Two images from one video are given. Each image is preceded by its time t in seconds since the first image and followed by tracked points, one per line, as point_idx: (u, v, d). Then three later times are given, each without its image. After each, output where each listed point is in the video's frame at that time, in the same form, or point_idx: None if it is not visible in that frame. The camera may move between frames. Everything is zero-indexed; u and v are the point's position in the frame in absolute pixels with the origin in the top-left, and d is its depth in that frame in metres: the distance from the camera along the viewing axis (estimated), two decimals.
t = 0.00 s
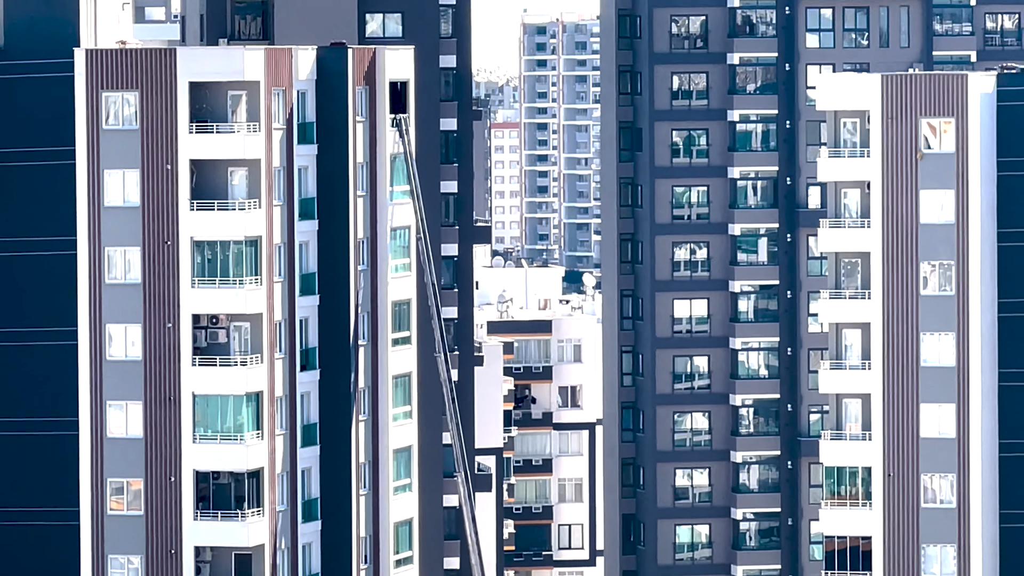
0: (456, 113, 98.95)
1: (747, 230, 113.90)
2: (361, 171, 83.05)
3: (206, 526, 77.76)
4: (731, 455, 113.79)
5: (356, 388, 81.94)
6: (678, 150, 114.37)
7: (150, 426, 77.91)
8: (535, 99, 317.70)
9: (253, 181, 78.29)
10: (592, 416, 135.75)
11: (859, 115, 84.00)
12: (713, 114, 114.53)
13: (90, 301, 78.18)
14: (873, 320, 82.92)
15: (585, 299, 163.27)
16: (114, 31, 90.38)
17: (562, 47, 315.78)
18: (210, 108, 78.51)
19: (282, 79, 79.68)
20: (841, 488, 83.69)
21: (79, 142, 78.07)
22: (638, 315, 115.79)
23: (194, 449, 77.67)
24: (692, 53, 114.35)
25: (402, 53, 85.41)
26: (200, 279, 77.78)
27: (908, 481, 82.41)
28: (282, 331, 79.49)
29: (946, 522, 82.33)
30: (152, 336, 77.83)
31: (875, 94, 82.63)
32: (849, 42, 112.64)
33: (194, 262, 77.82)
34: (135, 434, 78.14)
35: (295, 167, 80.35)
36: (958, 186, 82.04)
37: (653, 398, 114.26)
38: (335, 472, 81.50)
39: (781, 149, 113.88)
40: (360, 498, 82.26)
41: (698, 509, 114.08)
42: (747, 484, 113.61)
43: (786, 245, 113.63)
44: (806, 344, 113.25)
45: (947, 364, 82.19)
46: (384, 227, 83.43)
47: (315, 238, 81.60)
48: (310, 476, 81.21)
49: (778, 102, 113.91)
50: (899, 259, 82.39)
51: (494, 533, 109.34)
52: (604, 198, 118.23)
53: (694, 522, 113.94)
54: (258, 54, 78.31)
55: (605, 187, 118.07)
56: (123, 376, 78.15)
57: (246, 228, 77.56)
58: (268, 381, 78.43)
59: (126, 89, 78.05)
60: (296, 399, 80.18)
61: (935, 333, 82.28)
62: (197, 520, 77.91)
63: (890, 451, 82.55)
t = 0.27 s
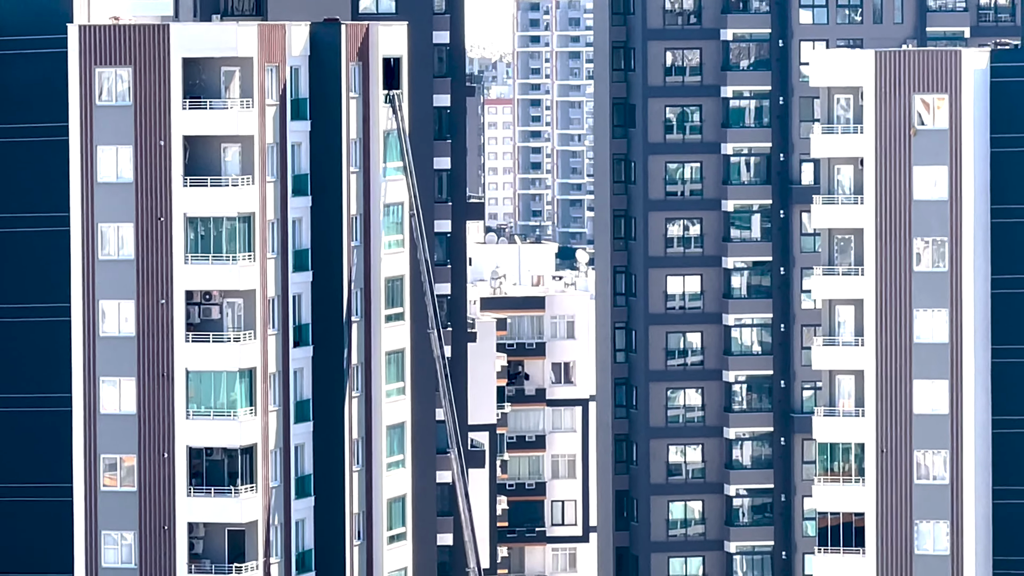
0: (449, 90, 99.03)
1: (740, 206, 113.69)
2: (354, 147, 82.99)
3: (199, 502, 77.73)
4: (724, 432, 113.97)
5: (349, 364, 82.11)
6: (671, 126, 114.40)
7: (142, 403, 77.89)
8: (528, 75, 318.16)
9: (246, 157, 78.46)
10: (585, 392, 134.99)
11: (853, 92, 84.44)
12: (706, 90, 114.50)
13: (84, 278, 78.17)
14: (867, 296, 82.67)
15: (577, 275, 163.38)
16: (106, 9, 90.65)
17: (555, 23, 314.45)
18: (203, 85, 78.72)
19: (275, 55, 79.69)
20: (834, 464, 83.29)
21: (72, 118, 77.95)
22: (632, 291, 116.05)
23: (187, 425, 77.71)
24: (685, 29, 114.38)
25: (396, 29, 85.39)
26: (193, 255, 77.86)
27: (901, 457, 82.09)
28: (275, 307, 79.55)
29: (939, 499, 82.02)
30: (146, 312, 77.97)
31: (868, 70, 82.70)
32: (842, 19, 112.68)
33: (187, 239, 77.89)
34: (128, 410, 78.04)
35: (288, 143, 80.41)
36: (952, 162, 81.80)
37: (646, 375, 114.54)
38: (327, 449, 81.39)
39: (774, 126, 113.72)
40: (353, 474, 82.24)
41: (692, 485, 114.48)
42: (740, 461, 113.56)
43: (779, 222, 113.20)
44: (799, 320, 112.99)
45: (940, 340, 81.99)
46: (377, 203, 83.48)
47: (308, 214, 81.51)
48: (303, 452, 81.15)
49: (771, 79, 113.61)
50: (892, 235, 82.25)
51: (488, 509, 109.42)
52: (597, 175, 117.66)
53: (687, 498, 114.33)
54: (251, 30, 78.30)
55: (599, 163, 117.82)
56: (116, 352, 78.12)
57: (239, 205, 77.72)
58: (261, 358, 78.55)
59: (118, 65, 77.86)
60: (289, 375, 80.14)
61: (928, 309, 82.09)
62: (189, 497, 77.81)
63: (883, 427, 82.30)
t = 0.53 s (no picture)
0: (445, 59, 98.33)
1: (736, 175, 113.69)
2: (351, 119, 85.51)
3: (195, 472, 78.17)
4: (721, 401, 113.96)
5: (344, 333, 84.11)
6: (668, 96, 114.22)
7: (139, 372, 78.45)
8: (525, 45, 320.22)
9: (242, 127, 78.80)
10: (581, 361, 134.24)
11: (849, 62, 83.90)
12: (703, 60, 114.39)
13: (80, 247, 78.58)
14: (863, 266, 82.25)
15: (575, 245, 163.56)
16: None
17: None
18: (200, 55, 78.76)
19: (271, 25, 80.21)
20: (830, 434, 82.96)
21: (69, 87, 78.30)
22: (628, 262, 115.86)
23: (184, 395, 78.23)
24: None
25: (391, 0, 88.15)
26: (189, 225, 78.23)
27: (897, 426, 81.73)
28: (271, 276, 80.16)
29: (935, 468, 81.67)
30: (142, 281, 78.39)
31: (865, 39, 82.26)
32: None
33: (183, 208, 78.21)
34: (125, 379, 78.61)
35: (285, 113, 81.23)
36: (948, 132, 81.31)
37: (642, 344, 114.61)
38: (323, 417, 83.49)
39: (770, 95, 113.56)
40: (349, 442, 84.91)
41: (689, 454, 114.35)
42: (736, 431, 113.71)
43: (776, 191, 113.32)
44: (795, 290, 113.21)
45: (936, 310, 81.51)
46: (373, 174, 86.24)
47: (304, 185, 83.25)
48: (299, 421, 82.92)
49: (767, 48, 113.50)
50: (888, 205, 81.69)
51: (483, 478, 109.48)
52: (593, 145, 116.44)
53: (683, 468, 114.19)
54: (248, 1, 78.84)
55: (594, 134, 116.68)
56: (113, 321, 78.62)
57: (235, 174, 77.92)
58: (257, 327, 79.02)
59: (114, 35, 77.97)
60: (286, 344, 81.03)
61: (925, 279, 81.57)
62: (186, 466, 78.30)
63: (879, 396, 81.87)
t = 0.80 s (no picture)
0: (444, 24, 97.82)
1: (735, 139, 113.60)
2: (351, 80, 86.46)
3: (194, 436, 78.27)
4: (719, 365, 113.99)
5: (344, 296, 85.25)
6: (666, 60, 114.20)
7: (138, 336, 78.58)
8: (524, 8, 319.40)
9: (241, 91, 78.86)
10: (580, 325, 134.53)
11: (848, 26, 83.60)
12: (702, 25, 114.25)
13: (79, 211, 78.61)
14: (861, 230, 81.93)
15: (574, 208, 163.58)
16: None
17: None
18: (198, 19, 79.07)
19: None
20: (829, 398, 83.09)
21: (67, 51, 78.49)
22: (626, 226, 115.59)
23: (182, 358, 78.44)
24: None
25: None
26: (188, 188, 78.17)
27: (895, 390, 81.56)
28: (270, 240, 80.49)
29: (934, 432, 81.44)
30: (140, 245, 78.29)
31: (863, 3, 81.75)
32: None
33: (182, 172, 78.18)
34: (123, 343, 78.81)
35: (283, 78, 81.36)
36: (946, 96, 80.88)
37: (641, 308, 114.59)
38: (324, 382, 84.11)
39: (769, 59, 113.48)
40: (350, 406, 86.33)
41: (687, 418, 114.36)
42: (735, 395, 113.71)
43: (774, 155, 113.36)
44: (793, 255, 113.06)
45: (935, 274, 81.11)
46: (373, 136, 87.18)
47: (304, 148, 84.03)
48: (299, 385, 83.36)
49: (765, 13, 113.64)
50: (887, 169, 81.32)
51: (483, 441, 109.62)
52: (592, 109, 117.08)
53: (682, 432, 114.26)
54: None
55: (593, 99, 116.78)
56: (111, 285, 78.61)
57: (233, 138, 77.98)
58: (256, 292, 79.18)
59: None
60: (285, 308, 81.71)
61: (923, 244, 81.17)
62: (184, 431, 78.44)
63: (878, 359, 81.76)
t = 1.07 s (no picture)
0: None
1: (734, 100, 113.16)
2: (348, 43, 88.35)
3: (194, 396, 79.50)
4: (718, 326, 113.91)
5: (341, 258, 87.28)
6: (665, 21, 114.02)
7: (136, 297, 79.49)
8: None
9: (240, 53, 80.14)
10: (580, 287, 132.79)
11: None
12: None
13: (78, 171, 79.24)
14: (861, 191, 81.89)
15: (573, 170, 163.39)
16: None
17: None
18: None
19: None
20: (828, 359, 83.11)
21: (66, 13, 78.93)
22: (625, 187, 115.66)
23: (181, 319, 79.44)
24: None
25: None
26: (187, 149, 79.02)
27: (895, 350, 81.65)
28: (269, 201, 82.19)
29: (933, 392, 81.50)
30: (139, 206, 79.06)
31: None
32: None
33: (181, 133, 79.00)
34: (122, 304, 79.66)
35: (282, 40, 83.48)
36: (946, 57, 80.61)
37: (640, 268, 114.43)
38: (320, 341, 86.55)
39: (768, 21, 113.11)
40: (347, 367, 88.20)
41: (686, 379, 114.37)
42: (734, 355, 113.70)
43: (773, 116, 112.94)
44: (793, 216, 112.77)
45: (934, 236, 81.09)
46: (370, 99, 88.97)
47: (302, 110, 85.96)
48: (297, 345, 85.63)
49: None
50: (887, 130, 81.20)
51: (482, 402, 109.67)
52: (592, 71, 116.89)
53: (681, 392, 114.32)
54: None
55: (593, 59, 116.99)
56: (109, 246, 79.35)
57: (233, 99, 79.17)
58: (255, 253, 80.49)
59: None
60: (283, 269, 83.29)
61: (923, 205, 81.08)
62: (184, 391, 79.64)
63: (877, 320, 81.87)
